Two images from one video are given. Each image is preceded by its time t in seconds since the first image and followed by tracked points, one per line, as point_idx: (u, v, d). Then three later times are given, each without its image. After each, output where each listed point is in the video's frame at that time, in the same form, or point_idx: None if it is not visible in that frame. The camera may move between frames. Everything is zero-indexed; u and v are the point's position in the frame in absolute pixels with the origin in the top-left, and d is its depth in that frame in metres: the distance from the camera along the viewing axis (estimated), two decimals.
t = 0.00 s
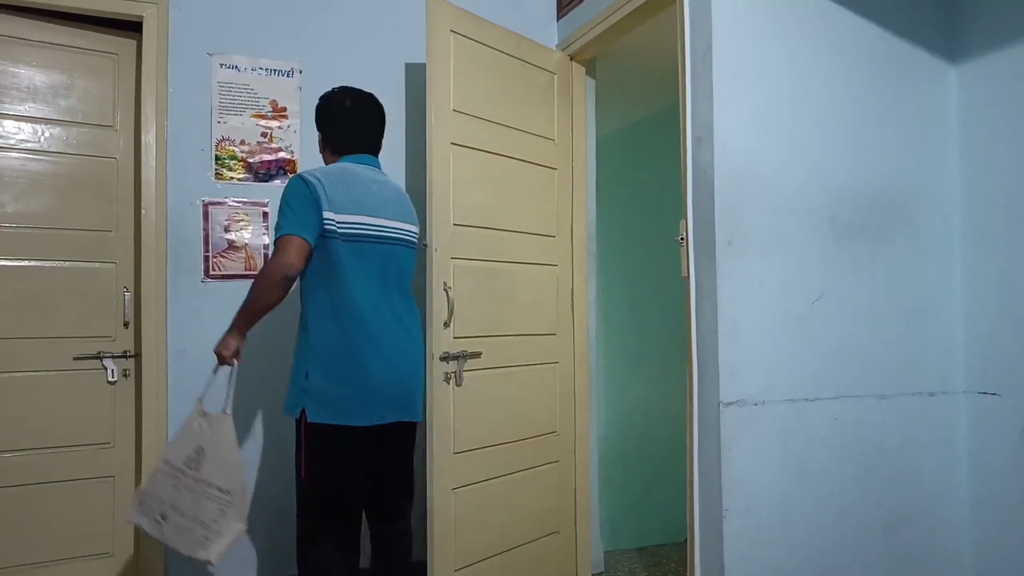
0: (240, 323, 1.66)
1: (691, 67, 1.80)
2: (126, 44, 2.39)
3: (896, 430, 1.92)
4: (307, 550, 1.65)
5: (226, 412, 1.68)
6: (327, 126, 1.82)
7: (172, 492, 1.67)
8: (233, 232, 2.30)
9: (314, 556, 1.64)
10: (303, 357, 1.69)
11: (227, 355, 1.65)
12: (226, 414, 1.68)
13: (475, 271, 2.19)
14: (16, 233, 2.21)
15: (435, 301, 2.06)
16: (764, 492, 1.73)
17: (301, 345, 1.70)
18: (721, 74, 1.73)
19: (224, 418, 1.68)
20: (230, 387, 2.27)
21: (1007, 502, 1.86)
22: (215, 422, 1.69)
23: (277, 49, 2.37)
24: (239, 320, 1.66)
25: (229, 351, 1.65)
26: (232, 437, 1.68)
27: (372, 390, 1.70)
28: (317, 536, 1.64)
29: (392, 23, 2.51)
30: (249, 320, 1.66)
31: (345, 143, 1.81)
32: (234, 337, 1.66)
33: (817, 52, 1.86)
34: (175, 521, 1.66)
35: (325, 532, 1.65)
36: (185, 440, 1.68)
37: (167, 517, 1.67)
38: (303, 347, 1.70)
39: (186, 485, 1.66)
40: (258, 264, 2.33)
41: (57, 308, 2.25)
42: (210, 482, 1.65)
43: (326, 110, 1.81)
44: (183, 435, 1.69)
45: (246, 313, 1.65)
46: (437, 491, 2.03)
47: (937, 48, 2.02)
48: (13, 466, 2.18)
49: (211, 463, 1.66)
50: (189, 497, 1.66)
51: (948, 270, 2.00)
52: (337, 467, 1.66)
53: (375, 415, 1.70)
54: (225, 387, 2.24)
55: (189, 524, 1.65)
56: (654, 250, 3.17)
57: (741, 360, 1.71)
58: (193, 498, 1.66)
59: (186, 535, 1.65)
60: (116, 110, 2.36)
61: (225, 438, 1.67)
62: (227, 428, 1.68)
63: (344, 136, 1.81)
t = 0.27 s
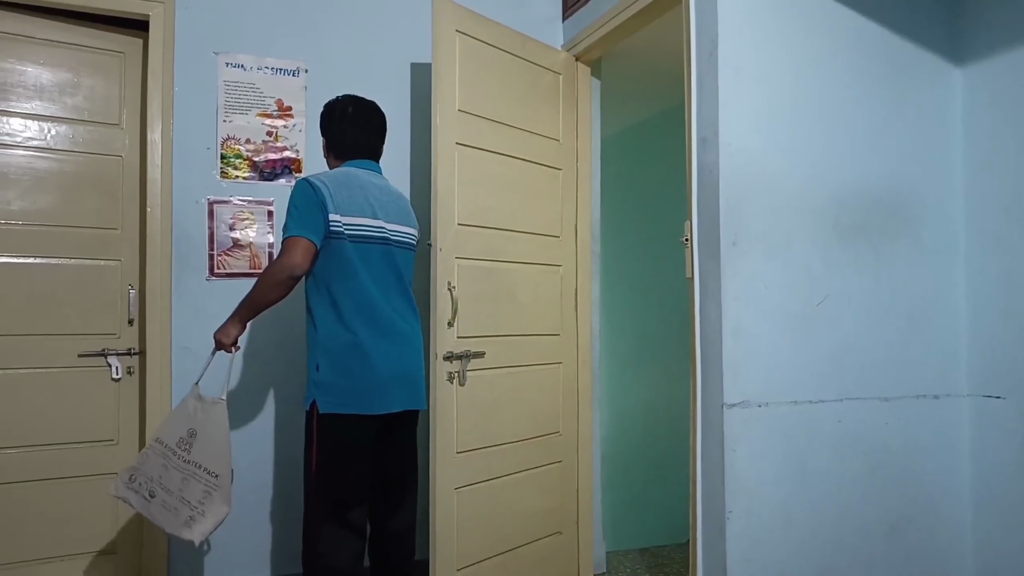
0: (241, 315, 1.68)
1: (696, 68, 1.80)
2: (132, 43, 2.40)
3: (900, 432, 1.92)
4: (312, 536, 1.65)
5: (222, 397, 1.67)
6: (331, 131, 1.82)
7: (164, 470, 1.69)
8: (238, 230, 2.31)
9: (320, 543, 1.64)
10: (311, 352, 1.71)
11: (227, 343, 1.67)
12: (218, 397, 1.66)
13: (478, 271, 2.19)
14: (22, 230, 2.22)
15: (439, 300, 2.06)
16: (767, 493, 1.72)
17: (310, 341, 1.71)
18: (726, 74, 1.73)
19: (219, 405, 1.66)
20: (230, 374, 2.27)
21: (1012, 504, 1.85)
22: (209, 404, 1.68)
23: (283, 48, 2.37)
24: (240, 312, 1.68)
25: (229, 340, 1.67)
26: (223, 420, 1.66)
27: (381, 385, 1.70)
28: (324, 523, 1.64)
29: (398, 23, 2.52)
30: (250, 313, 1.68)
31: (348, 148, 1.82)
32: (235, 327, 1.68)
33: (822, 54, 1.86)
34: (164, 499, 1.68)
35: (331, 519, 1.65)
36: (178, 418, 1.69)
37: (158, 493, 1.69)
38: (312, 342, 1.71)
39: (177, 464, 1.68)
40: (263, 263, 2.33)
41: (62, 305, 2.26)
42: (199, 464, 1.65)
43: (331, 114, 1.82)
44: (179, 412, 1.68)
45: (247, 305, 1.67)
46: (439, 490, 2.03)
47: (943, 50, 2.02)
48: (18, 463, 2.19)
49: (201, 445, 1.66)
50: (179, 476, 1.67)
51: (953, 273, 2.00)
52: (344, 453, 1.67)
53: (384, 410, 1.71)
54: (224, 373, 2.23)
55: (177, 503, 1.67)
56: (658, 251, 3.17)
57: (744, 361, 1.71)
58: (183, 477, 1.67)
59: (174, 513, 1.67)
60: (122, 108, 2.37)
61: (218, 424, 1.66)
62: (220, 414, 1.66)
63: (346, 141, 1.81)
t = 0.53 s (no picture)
0: (244, 318, 1.68)
1: (698, 69, 1.80)
2: (134, 42, 2.40)
3: (901, 433, 1.91)
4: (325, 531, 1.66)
5: (236, 401, 1.71)
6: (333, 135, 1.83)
7: (195, 488, 1.72)
8: (240, 230, 2.31)
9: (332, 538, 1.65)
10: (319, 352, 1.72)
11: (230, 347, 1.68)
12: (233, 402, 1.71)
13: (480, 271, 2.19)
14: (24, 229, 2.22)
15: (441, 300, 2.06)
16: (768, 494, 1.72)
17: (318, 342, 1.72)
18: (728, 75, 1.72)
19: (234, 409, 1.71)
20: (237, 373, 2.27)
21: (1014, 505, 1.85)
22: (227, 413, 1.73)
23: (285, 47, 2.38)
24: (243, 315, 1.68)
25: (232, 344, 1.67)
26: (243, 427, 1.71)
27: (388, 383, 1.70)
28: (336, 519, 1.65)
29: (401, 23, 2.52)
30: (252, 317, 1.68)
31: (348, 152, 1.82)
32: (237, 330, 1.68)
33: (824, 54, 1.86)
34: (198, 516, 1.70)
35: (342, 515, 1.65)
36: (202, 434, 1.73)
37: (194, 513, 1.71)
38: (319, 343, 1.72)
39: (206, 479, 1.71)
40: (265, 262, 2.33)
41: (64, 304, 2.26)
42: (226, 474, 1.68)
43: (332, 119, 1.82)
44: (201, 429, 1.73)
45: (249, 308, 1.67)
46: (441, 489, 2.03)
47: (945, 51, 2.02)
48: (20, 462, 2.19)
49: (225, 454, 1.69)
50: (209, 491, 1.69)
51: (955, 274, 2.00)
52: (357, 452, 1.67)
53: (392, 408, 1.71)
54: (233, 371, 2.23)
55: (210, 517, 1.68)
56: (659, 251, 3.17)
57: (746, 362, 1.71)
58: (213, 491, 1.69)
59: (209, 528, 1.68)
60: (124, 108, 2.37)
61: (236, 428, 1.70)
62: (237, 418, 1.70)
63: (347, 145, 1.81)
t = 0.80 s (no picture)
0: (247, 320, 1.69)
1: (701, 68, 1.79)
2: (137, 41, 2.40)
3: (906, 433, 1.91)
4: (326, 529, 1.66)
5: (256, 402, 1.71)
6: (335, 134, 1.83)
7: (236, 493, 1.74)
8: (243, 229, 2.31)
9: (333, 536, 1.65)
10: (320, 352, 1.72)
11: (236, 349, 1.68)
12: (250, 402, 1.70)
13: (483, 270, 2.19)
14: (27, 228, 2.22)
15: (442, 299, 2.06)
16: (771, 494, 1.72)
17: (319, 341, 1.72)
18: (731, 74, 1.72)
19: (255, 409, 1.71)
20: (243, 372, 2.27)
21: (1018, 505, 1.84)
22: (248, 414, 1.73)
23: (288, 46, 2.38)
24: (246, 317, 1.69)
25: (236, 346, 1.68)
26: (265, 425, 1.71)
27: (388, 382, 1.70)
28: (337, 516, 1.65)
29: (404, 22, 2.52)
30: (255, 318, 1.69)
31: (351, 150, 1.82)
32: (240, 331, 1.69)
33: (827, 53, 1.86)
34: (246, 519, 1.73)
35: (343, 513, 1.66)
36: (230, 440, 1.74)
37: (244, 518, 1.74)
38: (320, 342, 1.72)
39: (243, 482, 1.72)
40: (268, 261, 2.34)
41: (68, 303, 2.27)
42: (260, 474, 1.70)
43: (334, 118, 1.82)
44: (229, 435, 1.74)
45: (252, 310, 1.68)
46: (444, 488, 2.03)
47: (949, 50, 2.02)
48: (24, 460, 2.20)
49: (255, 456, 1.70)
50: (249, 494, 1.72)
51: (959, 273, 1.99)
52: (355, 449, 1.67)
53: (392, 407, 1.71)
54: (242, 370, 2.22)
55: (258, 519, 1.71)
56: (662, 250, 3.17)
57: (749, 361, 1.71)
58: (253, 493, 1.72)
59: (258, 529, 1.72)
60: (128, 106, 2.37)
61: (261, 427, 1.71)
62: (260, 418, 1.71)
63: (350, 143, 1.82)
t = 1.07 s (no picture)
0: (260, 320, 1.70)
1: (705, 67, 1.79)
2: (141, 41, 2.40)
3: (909, 433, 1.91)
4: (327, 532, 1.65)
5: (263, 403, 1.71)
6: (341, 131, 1.82)
7: (245, 489, 1.76)
8: (247, 228, 2.31)
9: (334, 539, 1.65)
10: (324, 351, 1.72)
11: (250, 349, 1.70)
12: (258, 402, 1.71)
13: (485, 269, 2.19)
14: (32, 227, 2.23)
15: (445, 299, 2.06)
16: (774, 494, 1.72)
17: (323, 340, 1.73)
18: (734, 73, 1.72)
19: (262, 411, 1.71)
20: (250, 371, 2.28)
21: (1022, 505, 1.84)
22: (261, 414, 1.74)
23: (291, 46, 2.38)
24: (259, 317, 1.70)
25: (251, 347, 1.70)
26: (270, 427, 1.70)
27: (391, 382, 1.70)
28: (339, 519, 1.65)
29: (407, 22, 2.52)
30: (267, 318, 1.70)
31: (358, 147, 1.82)
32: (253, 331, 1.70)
33: (831, 52, 1.86)
34: (251, 517, 1.74)
35: (344, 514, 1.65)
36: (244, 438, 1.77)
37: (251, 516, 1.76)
38: (324, 341, 1.72)
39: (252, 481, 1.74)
40: (271, 260, 2.34)
41: (72, 302, 2.27)
42: (263, 476, 1.70)
43: (340, 115, 1.81)
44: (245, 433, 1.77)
45: (264, 310, 1.69)
46: (446, 488, 2.03)
47: (953, 49, 2.01)
48: (28, 459, 2.21)
49: (260, 456, 1.71)
50: (254, 494, 1.73)
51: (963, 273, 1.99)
52: (354, 451, 1.67)
53: (395, 407, 1.71)
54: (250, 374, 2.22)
55: (258, 519, 1.72)
56: (666, 250, 3.17)
57: (752, 360, 1.71)
58: (258, 492, 1.73)
59: (258, 529, 1.71)
60: (131, 106, 2.38)
61: (266, 429, 1.71)
62: (265, 419, 1.71)
63: (357, 141, 1.81)
